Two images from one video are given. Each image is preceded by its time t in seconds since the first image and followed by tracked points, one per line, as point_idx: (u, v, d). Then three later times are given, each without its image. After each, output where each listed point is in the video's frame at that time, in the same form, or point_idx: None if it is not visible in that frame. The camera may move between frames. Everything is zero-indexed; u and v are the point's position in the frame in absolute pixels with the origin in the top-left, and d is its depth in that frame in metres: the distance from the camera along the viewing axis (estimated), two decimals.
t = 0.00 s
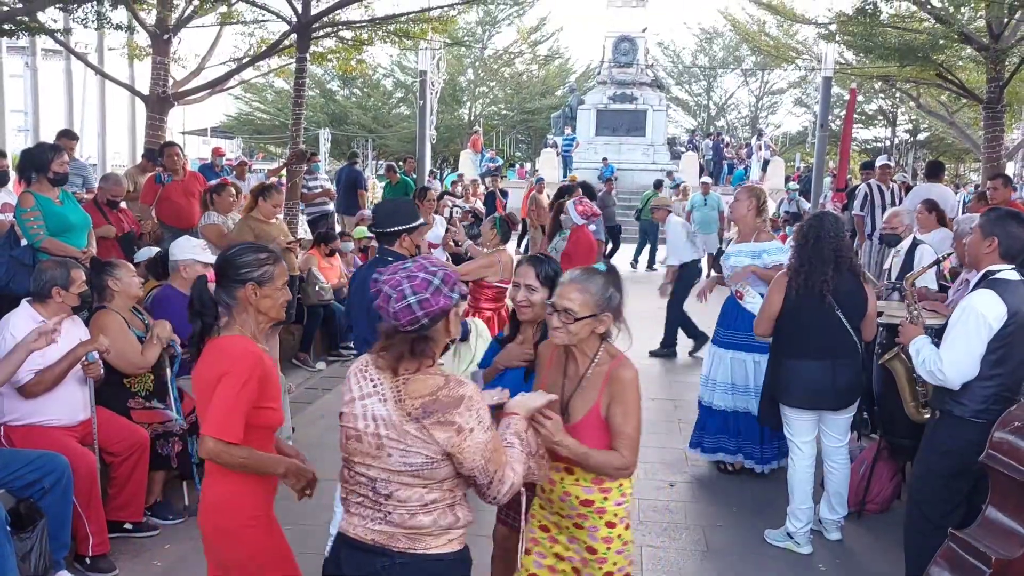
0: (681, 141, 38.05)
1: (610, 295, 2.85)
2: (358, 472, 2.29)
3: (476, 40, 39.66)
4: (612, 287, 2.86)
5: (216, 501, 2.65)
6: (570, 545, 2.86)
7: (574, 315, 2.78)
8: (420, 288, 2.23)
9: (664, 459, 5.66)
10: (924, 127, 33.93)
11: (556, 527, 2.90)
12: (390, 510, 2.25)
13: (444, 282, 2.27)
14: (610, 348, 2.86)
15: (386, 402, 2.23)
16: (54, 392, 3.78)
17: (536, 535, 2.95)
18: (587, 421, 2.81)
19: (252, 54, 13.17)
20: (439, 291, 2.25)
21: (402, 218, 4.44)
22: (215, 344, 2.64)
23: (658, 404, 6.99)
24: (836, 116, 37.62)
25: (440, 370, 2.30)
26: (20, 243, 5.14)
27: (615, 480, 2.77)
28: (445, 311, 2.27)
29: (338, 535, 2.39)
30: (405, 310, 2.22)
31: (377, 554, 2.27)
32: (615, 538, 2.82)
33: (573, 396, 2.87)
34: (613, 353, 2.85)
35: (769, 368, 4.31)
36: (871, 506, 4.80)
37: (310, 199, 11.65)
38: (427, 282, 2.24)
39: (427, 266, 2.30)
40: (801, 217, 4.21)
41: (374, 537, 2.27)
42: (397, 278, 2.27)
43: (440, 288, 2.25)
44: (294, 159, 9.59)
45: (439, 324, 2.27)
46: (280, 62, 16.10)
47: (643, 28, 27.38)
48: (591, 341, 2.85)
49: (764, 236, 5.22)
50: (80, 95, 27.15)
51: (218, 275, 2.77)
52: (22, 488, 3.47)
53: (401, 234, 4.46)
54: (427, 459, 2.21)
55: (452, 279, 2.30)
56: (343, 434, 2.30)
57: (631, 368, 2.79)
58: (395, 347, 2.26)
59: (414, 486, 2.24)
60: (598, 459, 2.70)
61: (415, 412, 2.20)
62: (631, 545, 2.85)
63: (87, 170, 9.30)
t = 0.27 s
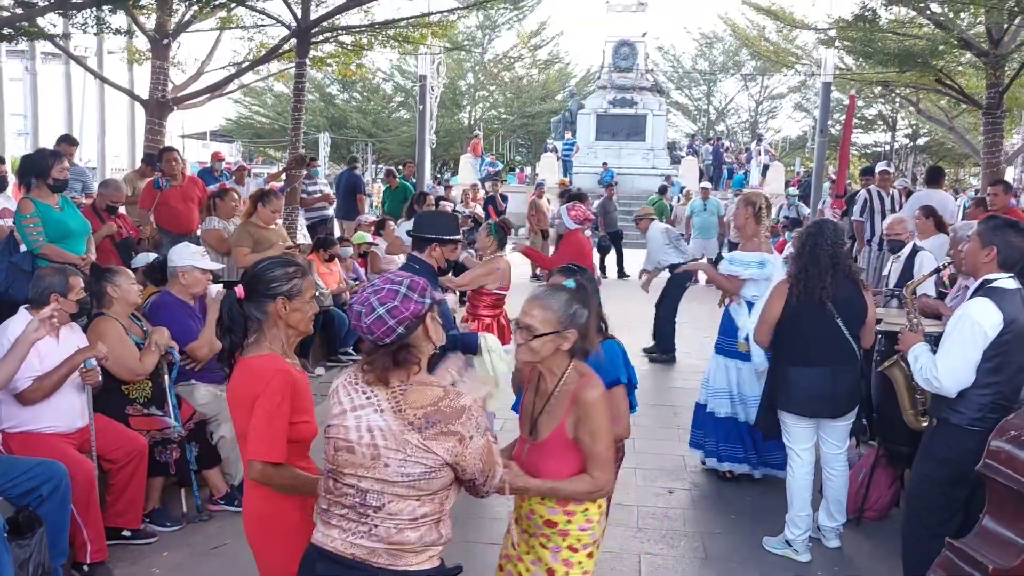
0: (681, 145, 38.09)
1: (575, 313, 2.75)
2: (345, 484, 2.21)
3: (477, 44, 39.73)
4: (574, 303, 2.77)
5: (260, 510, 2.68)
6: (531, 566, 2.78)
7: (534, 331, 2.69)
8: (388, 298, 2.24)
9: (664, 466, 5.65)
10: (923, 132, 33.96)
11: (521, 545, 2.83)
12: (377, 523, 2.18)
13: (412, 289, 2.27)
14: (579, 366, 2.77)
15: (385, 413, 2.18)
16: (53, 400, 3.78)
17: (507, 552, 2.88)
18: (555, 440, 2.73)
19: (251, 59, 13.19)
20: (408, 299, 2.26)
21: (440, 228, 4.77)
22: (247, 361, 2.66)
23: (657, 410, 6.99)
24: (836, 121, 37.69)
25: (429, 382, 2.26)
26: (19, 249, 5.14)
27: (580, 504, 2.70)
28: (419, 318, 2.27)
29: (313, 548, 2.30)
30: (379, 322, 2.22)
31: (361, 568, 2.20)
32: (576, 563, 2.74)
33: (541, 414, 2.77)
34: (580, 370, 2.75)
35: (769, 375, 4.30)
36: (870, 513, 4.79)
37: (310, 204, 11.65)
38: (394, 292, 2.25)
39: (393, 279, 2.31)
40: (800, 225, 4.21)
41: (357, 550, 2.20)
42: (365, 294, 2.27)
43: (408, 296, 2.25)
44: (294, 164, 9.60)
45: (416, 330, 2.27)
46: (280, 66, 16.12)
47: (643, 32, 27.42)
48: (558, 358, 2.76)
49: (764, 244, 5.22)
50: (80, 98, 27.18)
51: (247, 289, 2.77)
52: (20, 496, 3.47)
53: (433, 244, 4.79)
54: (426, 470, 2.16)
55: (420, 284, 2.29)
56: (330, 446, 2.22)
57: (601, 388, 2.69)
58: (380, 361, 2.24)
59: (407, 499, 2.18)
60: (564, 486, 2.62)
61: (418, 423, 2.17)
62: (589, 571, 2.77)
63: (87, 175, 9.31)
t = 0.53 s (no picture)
0: (680, 151, 38.17)
1: (534, 328, 2.61)
2: (362, 494, 2.22)
3: (475, 50, 39.83)
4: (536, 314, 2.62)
5: (285, 510, 2.69)
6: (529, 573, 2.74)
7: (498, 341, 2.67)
8: (390, 305, 2.33)
9: (663, 474, 5.66)
10: (921, 137, 34.04)
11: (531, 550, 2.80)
12: (397, 529, 2.21)
13: (413, 295, 2.36)
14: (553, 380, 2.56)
15: (398, 419, 2.21)
16: (52, 409, 3.79)
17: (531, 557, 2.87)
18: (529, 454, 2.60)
19: (251, 65, 13.23)
20: (411, 304, 2.35)
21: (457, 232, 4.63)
22: (280, 362, 2.72)
23: (657, 417, 6.99)
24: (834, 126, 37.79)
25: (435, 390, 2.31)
26: (20, 258, 5.15)
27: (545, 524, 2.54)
28: (421, 321, 2.35)
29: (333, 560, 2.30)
30: (384, 331, 2.30)
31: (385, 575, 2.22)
32: None
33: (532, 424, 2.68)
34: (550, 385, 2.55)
35: (768, 383, 4.31)
36: (869, 521, 4.80)
37: (309, 211, 11.67)
38: (396, 299, 2.34)
39: (396, 289, 2.40)
40: (796, 233, 4.22)
41: (380, 558, 2.22)
42: (369, 305, 2.35)
43: (408, 301, 2.34)
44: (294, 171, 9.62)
45: (420, 335, 2.33)
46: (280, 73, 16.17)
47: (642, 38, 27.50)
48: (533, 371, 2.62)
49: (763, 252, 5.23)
50: (80, 104, 27.26)
51: (280, 292, 2.93)
52: (19, 505, 3.48)
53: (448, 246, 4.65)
54: (444, 472, 2.20)
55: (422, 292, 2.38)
56: (343, 457, 2.23)
57: (560, 404, 2.44)
58: (381, 365, 2.30)
59: (428, 502, 2.21)
60: (510, 504, 2.47)
61: (433, 426, 2.21)
62: None
63: (87, 183, 9.33)
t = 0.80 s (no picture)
0: (679, 153, 38.19)
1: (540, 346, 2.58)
2: (380, 497, 2.33)
3: (475, 52, 39.85)
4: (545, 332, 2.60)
5: (318, 518, 2.75)
6: None
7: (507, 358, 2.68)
8: (408, 311, 2.43)
9: (662, 479, 5.68)
10: (920, 139, 34.07)
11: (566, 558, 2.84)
12: (417, 530, 2.32)
13: (430, 305, 2.47)
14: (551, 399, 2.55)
15: (410, 425, 2.30)
16: (54, 414, 3.82)
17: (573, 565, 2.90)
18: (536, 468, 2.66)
19: (251, 69, 13.23)
20: (425, 312, 2.45)
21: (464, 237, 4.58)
22: (308, 375, 2.78)
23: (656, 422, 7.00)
24: (834, 128, 37.82)
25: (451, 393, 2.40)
26: (21, 264, 5.17)
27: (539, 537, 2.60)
28: (434, 328, 2.46)
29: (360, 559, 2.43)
30: (398, 338, 2.41)
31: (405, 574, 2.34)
32: None
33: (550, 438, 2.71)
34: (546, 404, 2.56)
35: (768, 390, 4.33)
36: (867, 527, 4.82)
37: (309, 215, 11.68)
38: (413, 306, 2.45)
39: (413, 297, 2.51)
40: (796, 239, 4.24)
41: (399, 559, 2.34)
42: (387, 310, 2.46)
43: (425, 309, 2.45)
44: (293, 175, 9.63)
45: (432, 343, 2.45)
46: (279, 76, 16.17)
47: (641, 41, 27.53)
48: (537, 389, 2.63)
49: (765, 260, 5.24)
50: (79, 106, 27.28)
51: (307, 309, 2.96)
52: (22, 511, 3.50)
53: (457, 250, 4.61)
54: (457, 474, 2.30)
55: (438, 302, 2.49)
56: (361, 462, 2.33)
57: (541, 425, 2.46)
58: (398, 371, 2.37)
59: (442, 504, 2.32)
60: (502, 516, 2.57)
61: (444, 431, 2.30)
62: None
63: (87, 188, 9.34)
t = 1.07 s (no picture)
0: (676, 153, 38.22)
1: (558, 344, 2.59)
2: (391, 492, 2.36)
3: (472, 52, 39.83)
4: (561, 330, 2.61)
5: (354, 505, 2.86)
6: None
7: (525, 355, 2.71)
8: (424, 313, 2.46)
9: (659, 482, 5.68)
10: (917, 140, 34.12)
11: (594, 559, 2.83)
12: (425, 525, 2.34)
13: (448, 309, 2.49)
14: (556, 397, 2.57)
15: (419, 424, 2.34)
16: (51, 418, 3.82)
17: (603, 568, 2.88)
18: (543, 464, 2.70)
19: (248, 69, 13.22)
20: (442, 315, 2.47)
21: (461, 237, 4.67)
22: (345, 368, 2.89)
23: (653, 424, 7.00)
24: (831, 129, 37.87)
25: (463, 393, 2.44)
26: (17, 267, 5.16)
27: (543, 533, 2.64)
28: (449, 333, 2.47)
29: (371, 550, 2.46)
30: (412, 336, 2.44)
31: (413, 565, 2.37)
32: None
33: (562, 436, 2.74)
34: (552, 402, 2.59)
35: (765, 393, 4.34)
36: (863, 529, 4.82)
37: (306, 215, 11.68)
38: (431, 308, 2.47)
39: (433, 297, 2.53)
40: (793, 244, 4.23)
41: (410, 551, 2.36)
42: (407, 307, 2.50)
43: (443, 314, 2.47)
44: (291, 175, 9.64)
45: (444, 348, 2.46)
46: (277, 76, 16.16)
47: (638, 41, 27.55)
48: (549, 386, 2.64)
49: (763, 263, 5.22)
50: (76, 105, 27.26)
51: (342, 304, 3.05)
52: (19, 515, 3.52)
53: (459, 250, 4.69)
54: (463, 472, 2.33)
55: (457, 307, 2.51)
56: (373, 460, 2.36)
57: (538, 423, 2.52)
58: (410, 373, 2.41)
59: (449, 500, 2.35)
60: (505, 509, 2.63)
61: (449, 431, 2.33)
62: None
63: (84, 189, 9.33)
